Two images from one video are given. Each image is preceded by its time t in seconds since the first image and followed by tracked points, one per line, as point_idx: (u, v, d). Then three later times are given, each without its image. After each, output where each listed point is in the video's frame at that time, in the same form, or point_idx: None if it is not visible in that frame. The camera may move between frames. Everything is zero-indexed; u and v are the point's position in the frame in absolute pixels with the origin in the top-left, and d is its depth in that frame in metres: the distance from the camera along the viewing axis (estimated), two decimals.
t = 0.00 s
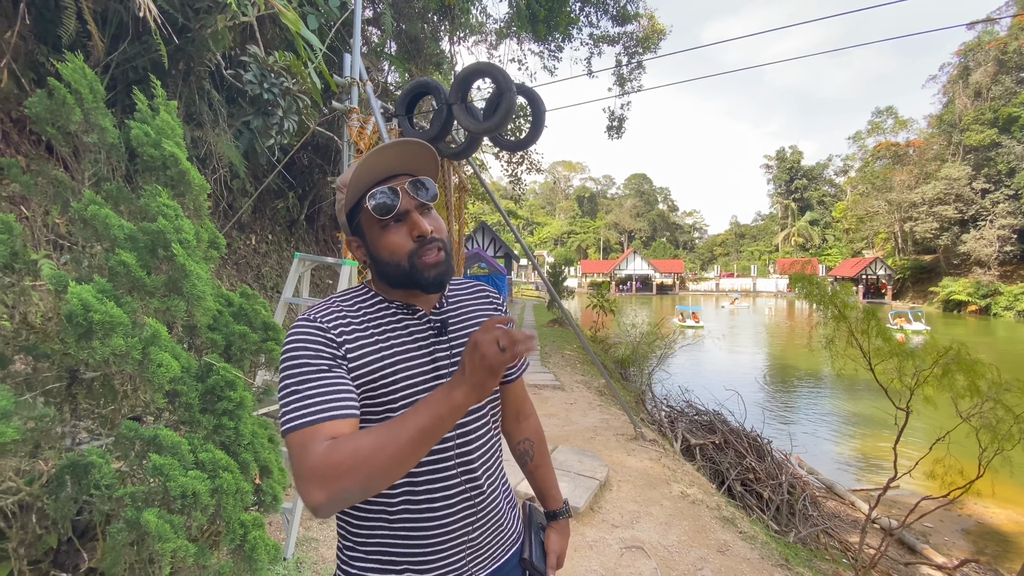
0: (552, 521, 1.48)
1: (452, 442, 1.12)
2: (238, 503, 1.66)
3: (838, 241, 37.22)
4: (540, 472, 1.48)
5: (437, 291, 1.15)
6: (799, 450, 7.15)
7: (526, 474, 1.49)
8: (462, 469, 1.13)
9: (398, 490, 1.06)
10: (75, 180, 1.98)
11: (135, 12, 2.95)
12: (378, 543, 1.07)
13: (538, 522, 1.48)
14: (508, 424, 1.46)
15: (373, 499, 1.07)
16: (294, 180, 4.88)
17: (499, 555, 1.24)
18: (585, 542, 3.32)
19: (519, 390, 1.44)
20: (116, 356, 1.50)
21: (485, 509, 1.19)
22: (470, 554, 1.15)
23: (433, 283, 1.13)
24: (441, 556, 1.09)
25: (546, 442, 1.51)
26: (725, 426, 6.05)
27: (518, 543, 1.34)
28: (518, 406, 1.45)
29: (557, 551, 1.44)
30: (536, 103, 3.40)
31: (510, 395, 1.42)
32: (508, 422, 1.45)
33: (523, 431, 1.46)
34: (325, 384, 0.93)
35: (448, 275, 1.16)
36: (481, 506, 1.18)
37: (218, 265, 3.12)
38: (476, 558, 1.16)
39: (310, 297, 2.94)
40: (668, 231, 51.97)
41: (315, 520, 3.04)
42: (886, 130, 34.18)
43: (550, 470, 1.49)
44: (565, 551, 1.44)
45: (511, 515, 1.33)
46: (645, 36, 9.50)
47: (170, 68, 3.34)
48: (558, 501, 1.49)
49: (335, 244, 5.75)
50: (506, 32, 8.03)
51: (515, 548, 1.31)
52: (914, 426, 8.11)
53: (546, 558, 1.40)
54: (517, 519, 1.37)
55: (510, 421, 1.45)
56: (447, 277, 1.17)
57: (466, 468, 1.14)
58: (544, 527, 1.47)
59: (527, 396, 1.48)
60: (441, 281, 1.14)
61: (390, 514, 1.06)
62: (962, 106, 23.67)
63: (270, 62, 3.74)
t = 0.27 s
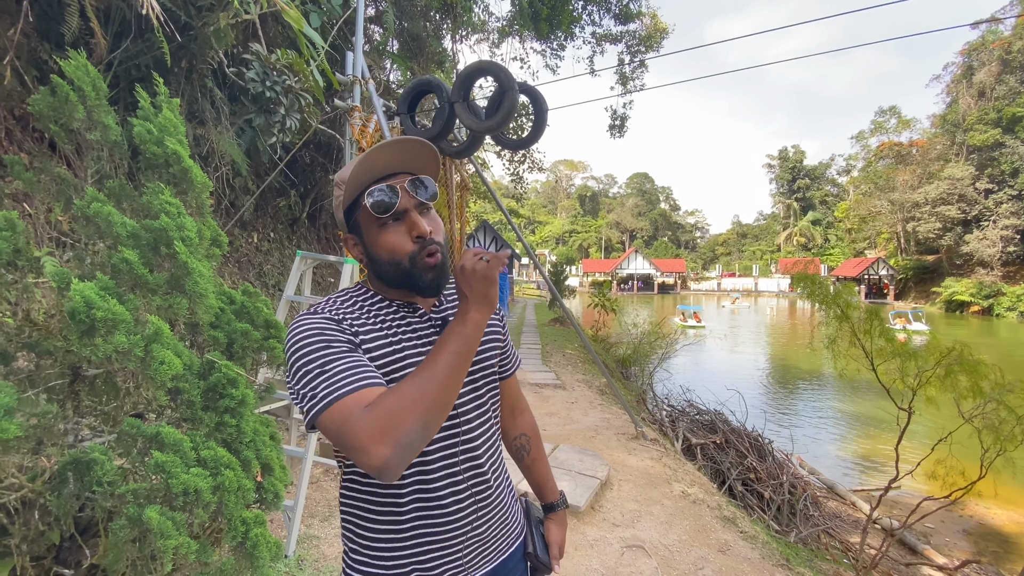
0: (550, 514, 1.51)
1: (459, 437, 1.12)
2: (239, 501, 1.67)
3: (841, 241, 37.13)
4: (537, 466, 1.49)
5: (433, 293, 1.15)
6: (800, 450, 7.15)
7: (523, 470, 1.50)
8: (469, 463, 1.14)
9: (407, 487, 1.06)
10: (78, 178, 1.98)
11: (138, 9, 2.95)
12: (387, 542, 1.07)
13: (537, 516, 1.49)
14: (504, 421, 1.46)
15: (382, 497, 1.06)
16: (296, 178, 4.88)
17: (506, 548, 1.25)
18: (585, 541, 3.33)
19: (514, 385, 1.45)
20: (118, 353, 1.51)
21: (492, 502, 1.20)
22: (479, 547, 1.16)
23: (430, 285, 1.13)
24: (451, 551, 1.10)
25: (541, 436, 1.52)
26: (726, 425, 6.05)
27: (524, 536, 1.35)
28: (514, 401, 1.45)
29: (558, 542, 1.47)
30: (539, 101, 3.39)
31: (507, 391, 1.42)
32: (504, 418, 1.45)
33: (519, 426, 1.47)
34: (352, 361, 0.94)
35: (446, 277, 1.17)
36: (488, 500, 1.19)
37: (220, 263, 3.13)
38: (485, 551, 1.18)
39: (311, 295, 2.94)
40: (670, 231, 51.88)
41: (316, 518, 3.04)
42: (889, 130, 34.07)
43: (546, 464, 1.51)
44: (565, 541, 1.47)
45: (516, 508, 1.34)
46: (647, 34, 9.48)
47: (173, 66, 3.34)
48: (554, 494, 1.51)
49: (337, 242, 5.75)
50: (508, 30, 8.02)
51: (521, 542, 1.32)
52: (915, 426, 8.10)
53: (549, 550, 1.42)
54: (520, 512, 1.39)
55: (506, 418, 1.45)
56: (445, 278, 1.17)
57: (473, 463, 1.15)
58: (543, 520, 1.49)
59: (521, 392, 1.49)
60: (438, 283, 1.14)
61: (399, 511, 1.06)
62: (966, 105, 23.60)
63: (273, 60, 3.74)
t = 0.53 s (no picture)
0: (549, 510, 1.52)
1: (461, 437, 1.12)
2: (240, 498, 1.66)
3: (842, 241, 37.09)
4: (536, 464, 1.50)
5: (415, 293, 1.14)
6: (801, 450, 7.14)
7: (522, 467, 1.50)
8: (472, 462, 1.14)
9: (411, 488, 1.06)
10: (80, 175, 1.99)
11: (141, 7, 2.95)
12: (392, 545, 1.06)
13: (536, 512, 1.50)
14: (504, 419, 1.46)
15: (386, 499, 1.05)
16: (298, 176, 4.88)
17: (509, 545, 1.26)
18: (586, 540, 3.33)
19: (513, 384, 1.44)
20: (120, 350, 1.51)
21: (494, 500, 1.21)
22: (483, 545, 1.16)
23: (407, 286, 1.11)
24: (455, 549, 1.10)
25: (539, 434, 1.53)
26: (727, 425, 6.05)
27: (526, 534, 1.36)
28: (513, 401, 1.45)
29: (558, 537, 1.48)
30: (540, 100, 3.39)
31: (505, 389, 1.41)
32: (504, 417, 1.45)
33: (519, 424, 1.47)
34: (348, 363, 0.93)
35: (427, 280, 1.13)
36: (491, 498, 1.19)
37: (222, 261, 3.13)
38: (489, 549, 1.18)
39: (313, 293, 2.95)
40: (672, 230, 51.80)
41: (317, 516, 3.05)
42: (891, 130, 33.98)
43: (545, 461, 1.51)
44: (564, 537, 1.49)
45: (517, 506, 1.35)
46: (649, 33, 9.47)
47: (174, 64, 3.35)
48: (553, 490, 1.53)
49: (338, 240, 5.75)
50: (510, 29, 8.01)
51: (523, 539, 1.33)
52: (917, 427, 8.09)
53: (549, 545, 1.44)
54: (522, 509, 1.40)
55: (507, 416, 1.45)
56: (427, 281, 1.14)
57: (476, 462, 1.15)
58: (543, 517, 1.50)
59: (519, 389, 1.49)
60: (416, 285, 1.12)
61: (404, 512, 1.06)
62: (969, 105, 23.54)
63: (274, 58, 3.74)
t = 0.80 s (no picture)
0: (552, 515, 1.51)
1: (465, 439, 1.12)
2: (240, 496, 1.66)
3: (844, 241, 37.04)
4: (541, 467, 1.49)
5: (417, 290, 1.14)
6: (802, 449, 7.14)
7: (527, 470, 1.49)
8: (473, 465, 1.14)
9: (412, 489, 1.06)
10: (82, 173, 1.99)
11: (142, 5, 2.95)
12: (393, 546, 1.06)
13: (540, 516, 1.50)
14: (510, 421, 1.46)
15: (387, 500, 1.05)
16: (299, 175, 4.88)
17: (510, 548, 1.26)
18: (586, 539, 3.33)
19: (519, 386, 1.44)
20: (120, 347, 1.51)
21: (496, 502, 1.21)
22: (484, 548, 1.16)
23: (409, 281, 1.11)
24: (456, 552, 1.10)
25: (545, 437, 1.53)
26: (728, 425, 6.04)
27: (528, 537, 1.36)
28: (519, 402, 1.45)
29: (560, 543, 1.47)
30: (542, 99, 3.39)
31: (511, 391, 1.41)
32: (510, 418, 1.45)
33: (524, 426, 1.47)
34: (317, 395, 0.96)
35: (431, 275, 1.13)
36: (493, 501, 1.19)
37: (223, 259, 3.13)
38: (490, 552, 1.18)
39: (313, 292, 2.95)
40: (673, 229, 51.75)
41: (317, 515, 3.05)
42: (894, 129, 33.90)
43: (550, 465, 1.51)
44: (566, 543, 1.48)
45: (519, 508, 1.35)
46: (651, 32, 9.45)
47: (176, 62, 3.35)
48: (557, 495, 1.52)
49: (339, 239, 5.75)
50: (511, 28, 8.00)
51: (524, 542, 1.32)
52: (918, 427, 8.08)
53: (551, 550, 1.43)
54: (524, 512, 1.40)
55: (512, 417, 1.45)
56: (431, 277, 1.13)
57: (478, 465, 1.15)
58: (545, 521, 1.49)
59: (526, 392, 1.49)
60: (418, 281, 1.12)
61: (405, 512, 1.06)
62: (971, 104, 23.49)
63: (276, 56, 3.74)
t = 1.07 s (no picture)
0: (560, 520, 1.49)
1: (461, 439, 1.12)
2: (242, 494, 1.66)
3: (846, 241, 36.97)
4: (550, 471, 1.48)
5: (423, 281, 1.14)
6: (803, 450, 7.13)
7: (535, 473, 1.49)
8: (470, 467, 1.13)
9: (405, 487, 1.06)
10: (84, 172, 2.00)
11: (144, 4, 2.96)
12: (388, 540, 1.07)
13: (547, 520, 1.48)
14: (518, 423, 1.46)
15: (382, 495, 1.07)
16: (300, 174, 4.88)
17: (509, 551, 1.24)
18: (586, 538, 3.33)
19: (530, 389, 1.44)
20: (122, 346, 1.51)
21: (494, 506, 1.19)
22: (481, 550, 1.16)
23: (416, 271, 1.12)
24: (450, 553, 1.10)
25: (555, 441, 1.51)
26: (729, 424, 6.04)
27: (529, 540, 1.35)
28: (529, 405, 1.44)
29: (565, 550, 1.45)
30: (543, 98, 3.38)
31: (519, 393, 1.41)
32: (518, 420, 1.45)
33: (533, 429, 1.46)
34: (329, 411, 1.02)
35: (438, 267, 1.14)
36: (491, 504, 1.18)
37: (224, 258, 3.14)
38: (487, 554, 1.17)
39: (314, 291, 2.95)
40: (674, 229, 51.67)
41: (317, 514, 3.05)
42: (896, 129, 33.81)
43: (559, 470, 1.49)
44: (572, 550, 1.45)
45: (521, 511, 1.33)
46: (653, 31, 9.44)
47: (177, 61, 3.35)
48: (566, 500, 1.49)
49: (340, 238, 5.75)
50: (513, 27, 7.98)
51: (525, 544, 1.31)
52: (919, 427, 8.07)
53: (554, 556, 1.41)
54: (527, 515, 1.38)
55: (519, 419, 1.45)
56: (437, 269, 1.14)
57: (474, 467, 1.14)
58: (552, 525, 1.47)
59: (537, 395, 1.48)
60: (425, 272, 1.12)
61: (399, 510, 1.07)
62: (974, 104, 23.44)
63: (277, 55, 3.74)
